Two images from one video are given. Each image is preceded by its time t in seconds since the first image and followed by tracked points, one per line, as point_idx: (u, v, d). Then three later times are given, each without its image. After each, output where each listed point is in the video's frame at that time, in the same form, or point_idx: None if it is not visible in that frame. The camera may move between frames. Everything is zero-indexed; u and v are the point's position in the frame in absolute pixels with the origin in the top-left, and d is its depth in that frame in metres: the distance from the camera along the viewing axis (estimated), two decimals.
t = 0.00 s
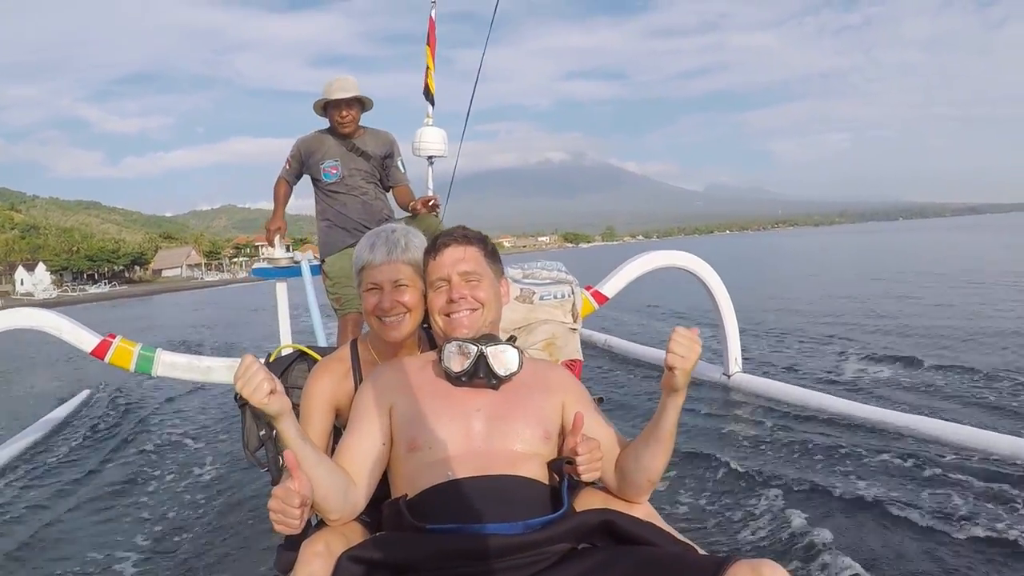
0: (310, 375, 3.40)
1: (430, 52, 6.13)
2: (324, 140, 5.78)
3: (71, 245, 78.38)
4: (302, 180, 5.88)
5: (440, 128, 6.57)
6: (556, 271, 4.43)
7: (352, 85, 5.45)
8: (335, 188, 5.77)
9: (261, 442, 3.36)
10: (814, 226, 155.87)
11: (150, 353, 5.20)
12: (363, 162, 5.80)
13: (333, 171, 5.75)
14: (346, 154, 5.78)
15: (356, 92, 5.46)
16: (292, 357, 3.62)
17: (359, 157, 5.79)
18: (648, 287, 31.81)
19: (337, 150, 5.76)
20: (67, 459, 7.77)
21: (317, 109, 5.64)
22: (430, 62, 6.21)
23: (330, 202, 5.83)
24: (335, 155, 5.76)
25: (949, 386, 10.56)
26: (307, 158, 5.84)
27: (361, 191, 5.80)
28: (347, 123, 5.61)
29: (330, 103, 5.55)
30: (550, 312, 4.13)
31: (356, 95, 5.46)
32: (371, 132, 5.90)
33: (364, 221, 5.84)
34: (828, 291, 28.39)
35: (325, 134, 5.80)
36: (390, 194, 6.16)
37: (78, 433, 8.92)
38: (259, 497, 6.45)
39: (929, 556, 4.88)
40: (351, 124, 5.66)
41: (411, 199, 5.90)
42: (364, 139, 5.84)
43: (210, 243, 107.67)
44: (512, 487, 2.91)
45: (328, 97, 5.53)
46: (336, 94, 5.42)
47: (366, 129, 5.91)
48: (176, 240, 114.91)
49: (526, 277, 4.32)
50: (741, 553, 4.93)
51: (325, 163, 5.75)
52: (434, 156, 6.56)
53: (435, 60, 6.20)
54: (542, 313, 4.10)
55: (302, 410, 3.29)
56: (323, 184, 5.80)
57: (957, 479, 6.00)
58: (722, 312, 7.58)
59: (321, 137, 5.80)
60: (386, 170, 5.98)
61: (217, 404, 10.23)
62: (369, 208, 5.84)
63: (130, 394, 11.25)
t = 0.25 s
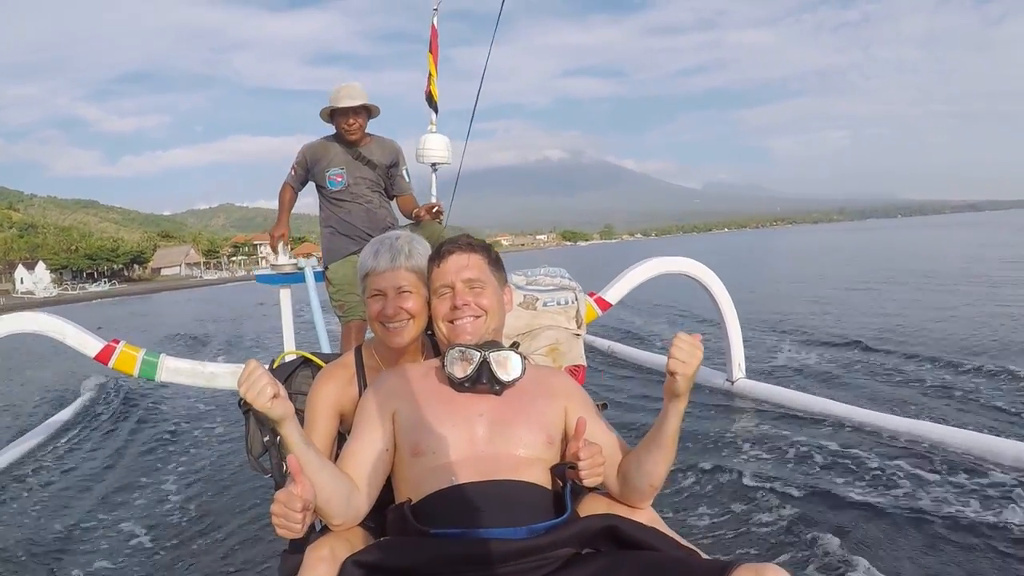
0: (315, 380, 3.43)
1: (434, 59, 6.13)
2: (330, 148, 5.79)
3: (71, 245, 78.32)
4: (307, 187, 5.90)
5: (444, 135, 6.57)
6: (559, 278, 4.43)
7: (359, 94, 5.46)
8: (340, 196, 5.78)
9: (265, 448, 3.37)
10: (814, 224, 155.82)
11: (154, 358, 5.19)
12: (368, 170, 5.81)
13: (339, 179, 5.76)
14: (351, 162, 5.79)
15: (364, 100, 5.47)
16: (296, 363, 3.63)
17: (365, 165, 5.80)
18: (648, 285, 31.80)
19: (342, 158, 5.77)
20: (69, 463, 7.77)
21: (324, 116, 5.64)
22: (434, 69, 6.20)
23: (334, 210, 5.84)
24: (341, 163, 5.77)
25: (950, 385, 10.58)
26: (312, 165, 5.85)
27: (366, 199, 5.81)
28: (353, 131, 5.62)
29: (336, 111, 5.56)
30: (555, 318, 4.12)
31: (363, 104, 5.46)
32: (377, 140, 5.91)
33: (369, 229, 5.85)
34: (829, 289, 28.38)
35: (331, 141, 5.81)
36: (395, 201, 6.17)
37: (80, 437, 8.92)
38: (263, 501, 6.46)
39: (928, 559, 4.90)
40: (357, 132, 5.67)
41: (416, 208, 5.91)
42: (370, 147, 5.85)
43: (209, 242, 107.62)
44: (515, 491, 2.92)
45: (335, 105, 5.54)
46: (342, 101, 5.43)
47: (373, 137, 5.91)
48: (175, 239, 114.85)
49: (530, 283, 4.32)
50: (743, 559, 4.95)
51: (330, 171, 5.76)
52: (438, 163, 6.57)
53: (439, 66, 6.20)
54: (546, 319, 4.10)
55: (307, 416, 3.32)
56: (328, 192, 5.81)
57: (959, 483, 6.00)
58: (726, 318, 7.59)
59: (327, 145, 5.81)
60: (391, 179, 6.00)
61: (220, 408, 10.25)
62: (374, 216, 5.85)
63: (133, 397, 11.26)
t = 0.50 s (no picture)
0: (317, 382, 3.43)
1: (438, 62, 6.13)
2: (333, 150, 5.79)
3: (71, 242, 78.27)
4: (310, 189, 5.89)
5: (448, 138, 6.58)
6: (561, 280, 4.43)
7: (363, 97, 5.45)
8: (343, 199, 5.78)
9: (268, 450, 3.38)
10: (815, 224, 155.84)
11: (157, 360, 5.21)
12: (371, 174, 5.80)
13: (342, 183, 5.76)
14: (354, 165, 5.78)
15: (368, 104, 5.47)
16: (299, 365, 3.64)
17: (368, 168, 5.79)
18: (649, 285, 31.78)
19: (346, 161, 5.76)
20: (71, 464, 7.78)
21: (328, 118, 5.63)
22: (438, 72, 6.20)
23: (337, 213, 5.84)
24: (344, 166, 5.77)
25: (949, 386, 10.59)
26: (315, 168, 5.84)
27: (369, 203, 5.80)
28: (357, 135, 5.61)
29: (341, 114, 5.55)
30: (557, 320, 4.12)
31: (366, 107, 5.46)
32: (381, 143, 5.91)
33: (372, 232, 5.84)
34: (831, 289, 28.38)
35: (335, 144, 5.81)
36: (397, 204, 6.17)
37: (81, 437, 8.93)
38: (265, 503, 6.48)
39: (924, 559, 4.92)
40: (361, 135, 5.66)
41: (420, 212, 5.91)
42: (373, 150, 5.85)
43: (209, 240, 107.52)
44: (516, 492, 2.92)
45: (339, 109, 5.54)
46: (347, 104, 5.42)
47: (377, 140, 5.91)
48: (175, 236, 114.82)
49: (533, 285, 4.32)
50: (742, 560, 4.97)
51: (333, 174, 5.77)
52: (441, 166, 6.57)
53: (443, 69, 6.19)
54: (549, 320, 4.10)
55: (309, 418, 3.32)
56: (331, 195, 5.81)
57: (958, 484, 6.01)
58: (729, 323, 7.58)
59: (331, 148, 5.80)
60: (394, 182, 5.99)
61: (222, 409, 10.26)
62: (377, 220, 5.84)
63: (135, 398, 11.27)
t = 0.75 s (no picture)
0: (320, 379, 3.45)
1: (439, 62, 6.14)
2: (333, 151, 5.80)
3: (67, 241, 78.04)
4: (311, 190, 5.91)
5: (449, 138, 6.59)
6: (563, 279, 4.44)
7: (362, 96, 5.45)
8: (343, 198, 5.78)
9: (270, 448, 3.38)
10: (811, 227, 156.17)
11: (159, 359, 5.20)
12: (371, 173, 5.81)
13: (342, 182, 5.77)
14: (354, 164, 5.79)
15: (367, 103, 5.47)
16: (301, 363, 3.64)
17: (367, 168, 5.79)
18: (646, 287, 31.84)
19: (345, 161, 5.77)
20: (71, 463, 7.75)
21: (328, 118, 5.64)
22: (440, 72, 6.20)
23: (338, 212, 5.85)
24: (344, 166, 5.78)
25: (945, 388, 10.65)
26: (315, 168, 5.86)
27: (369, 202, 5.81)
28: (357, 134, 5.61)
29: (340, 114, 5.56)
30: (559, 318, 4.14)
31: (365, 106, 5.46)
32: (380, 142, 5.90)
33: (373, 232, 5.84)
34: (828, 292, 28.46)
35: (334, 144, 5.82)
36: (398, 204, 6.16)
37: (81, 436, 8.91)
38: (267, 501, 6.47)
39: (922, 555, 4.93)
40: (360, 135, 5.66)
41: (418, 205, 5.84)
42: (372, 150, 5.84)
43: (205, 240, 107.35)
44: (519, 490, 2.92)
45: (338, 108, 5.54)
46: (345, 104, 5.43)
47: (376, 140, 5.90)
48: (171, 235, 114.61)
49: (535, 284, 4.33)
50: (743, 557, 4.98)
51: (333, 174, 5.77)
52: (442, 165, 6.57)
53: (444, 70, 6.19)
54: (551, 319, 4.11)
55: (311, 415, 3.33)
56: (331, 195, 5.82)
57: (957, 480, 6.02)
58: (730, 324, 7.59)
59: (331, 148, 5.82)
60: (393, 182, 5.98)
61: (222, 409, 10.25)
62: (377, 219, 5.85)
63: (134, 397, 11.25)
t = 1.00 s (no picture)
0: (321, 376, 3.44)
1: (439, 59, 6.14)
2: (334, 148, 5.85)
3: (61, 241, 77.75)
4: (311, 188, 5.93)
5: (450, 136, 6.58)
6: (564, 276, 4.45)
7: (367, 96, 5.45)
8: (343, 195, 5.80)
9: (271, 446, 3.37)
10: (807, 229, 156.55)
11: (160, 358, 5.19)
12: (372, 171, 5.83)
13: (343, 179, 5.79)
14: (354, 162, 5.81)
15: (372, 102, 5.45)
16: (302, 361, 3.64)
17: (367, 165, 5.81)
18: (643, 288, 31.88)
19: (345, 158, 5.80)
20: (70, 462, 7.71)
21: (331, 117, 5.63)
22: (440, 69, 6.19)
23: (339, 210, 5.84)
24: (345, 163, 5.81)
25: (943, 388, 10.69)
26: (316, 166, 5.89)
27: (370, 199, 5.79)
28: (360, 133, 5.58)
29: (344, 113, 5.55)
30: (560, 315, 4.16)
31: (371, 108, 5.44)
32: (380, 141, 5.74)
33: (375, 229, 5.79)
34: (825, 294, 28.53)
35: (335, 143, 5.87)
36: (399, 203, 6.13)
37: (80, 434, 8.87)
38: (269, 499, 6.46)
39: (922, 549, 4.94)
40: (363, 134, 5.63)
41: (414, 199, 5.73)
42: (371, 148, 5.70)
43: (201, 240, 107.04)
44: (521, 486, 2.92)
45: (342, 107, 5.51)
46: (351, 102, 5.41)
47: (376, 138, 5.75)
48: (166, 235, 114.29)
49: (537, 281, 4.34)
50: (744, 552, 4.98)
51: (334, 171, 5.80)
52: (443, 163, 6.58)
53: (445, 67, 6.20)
54: (552, 316, 4.12)
55: (313, 414, 3.32)
56: (332, 193, 5.84)
57: (956, 475, 6.02)
58: (731, 323, 7.60)
59: (332, 146, 5.86)
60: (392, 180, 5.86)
61: (220, 408, 10.22)
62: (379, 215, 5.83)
63: (131, 397, 11.21)
